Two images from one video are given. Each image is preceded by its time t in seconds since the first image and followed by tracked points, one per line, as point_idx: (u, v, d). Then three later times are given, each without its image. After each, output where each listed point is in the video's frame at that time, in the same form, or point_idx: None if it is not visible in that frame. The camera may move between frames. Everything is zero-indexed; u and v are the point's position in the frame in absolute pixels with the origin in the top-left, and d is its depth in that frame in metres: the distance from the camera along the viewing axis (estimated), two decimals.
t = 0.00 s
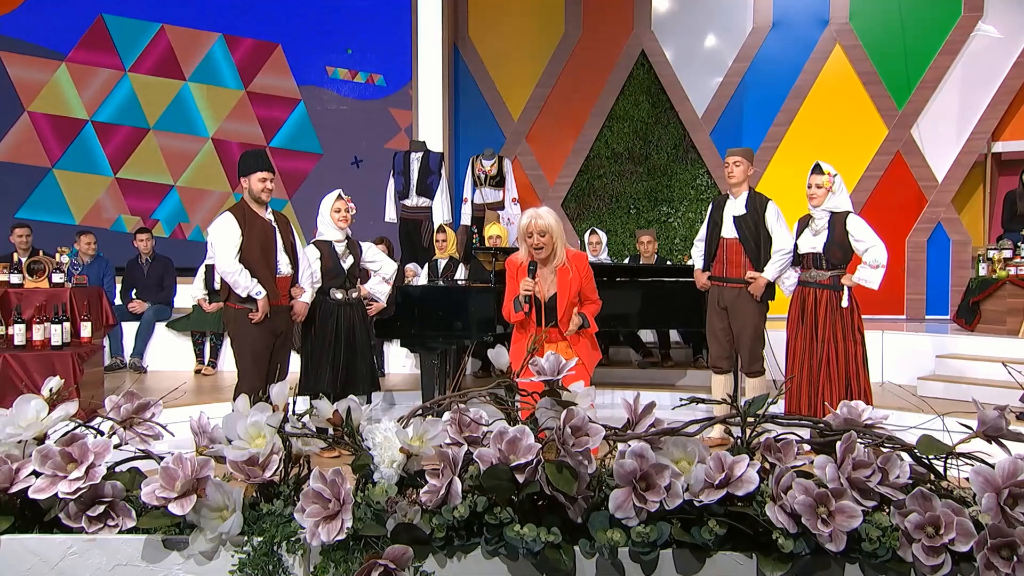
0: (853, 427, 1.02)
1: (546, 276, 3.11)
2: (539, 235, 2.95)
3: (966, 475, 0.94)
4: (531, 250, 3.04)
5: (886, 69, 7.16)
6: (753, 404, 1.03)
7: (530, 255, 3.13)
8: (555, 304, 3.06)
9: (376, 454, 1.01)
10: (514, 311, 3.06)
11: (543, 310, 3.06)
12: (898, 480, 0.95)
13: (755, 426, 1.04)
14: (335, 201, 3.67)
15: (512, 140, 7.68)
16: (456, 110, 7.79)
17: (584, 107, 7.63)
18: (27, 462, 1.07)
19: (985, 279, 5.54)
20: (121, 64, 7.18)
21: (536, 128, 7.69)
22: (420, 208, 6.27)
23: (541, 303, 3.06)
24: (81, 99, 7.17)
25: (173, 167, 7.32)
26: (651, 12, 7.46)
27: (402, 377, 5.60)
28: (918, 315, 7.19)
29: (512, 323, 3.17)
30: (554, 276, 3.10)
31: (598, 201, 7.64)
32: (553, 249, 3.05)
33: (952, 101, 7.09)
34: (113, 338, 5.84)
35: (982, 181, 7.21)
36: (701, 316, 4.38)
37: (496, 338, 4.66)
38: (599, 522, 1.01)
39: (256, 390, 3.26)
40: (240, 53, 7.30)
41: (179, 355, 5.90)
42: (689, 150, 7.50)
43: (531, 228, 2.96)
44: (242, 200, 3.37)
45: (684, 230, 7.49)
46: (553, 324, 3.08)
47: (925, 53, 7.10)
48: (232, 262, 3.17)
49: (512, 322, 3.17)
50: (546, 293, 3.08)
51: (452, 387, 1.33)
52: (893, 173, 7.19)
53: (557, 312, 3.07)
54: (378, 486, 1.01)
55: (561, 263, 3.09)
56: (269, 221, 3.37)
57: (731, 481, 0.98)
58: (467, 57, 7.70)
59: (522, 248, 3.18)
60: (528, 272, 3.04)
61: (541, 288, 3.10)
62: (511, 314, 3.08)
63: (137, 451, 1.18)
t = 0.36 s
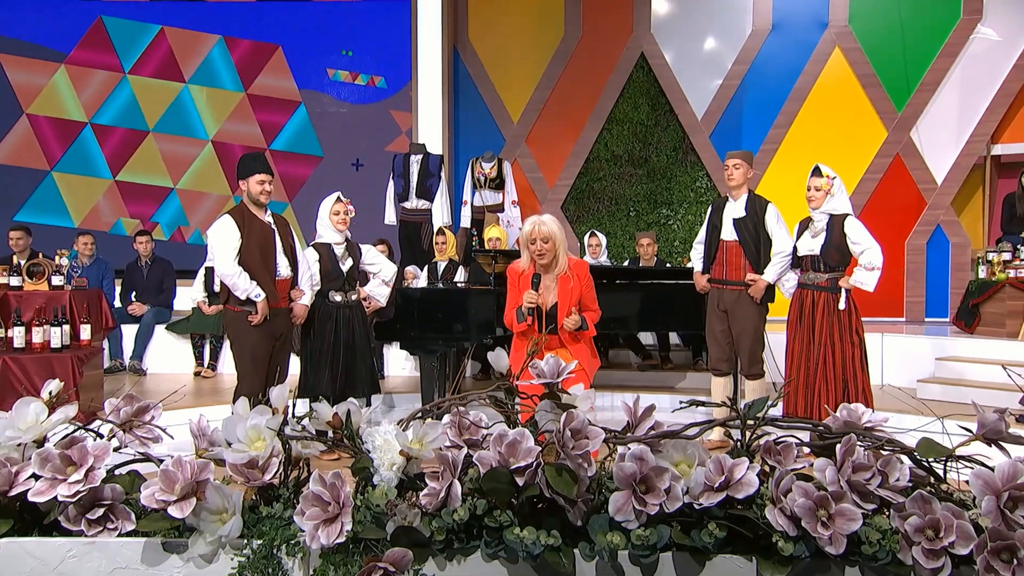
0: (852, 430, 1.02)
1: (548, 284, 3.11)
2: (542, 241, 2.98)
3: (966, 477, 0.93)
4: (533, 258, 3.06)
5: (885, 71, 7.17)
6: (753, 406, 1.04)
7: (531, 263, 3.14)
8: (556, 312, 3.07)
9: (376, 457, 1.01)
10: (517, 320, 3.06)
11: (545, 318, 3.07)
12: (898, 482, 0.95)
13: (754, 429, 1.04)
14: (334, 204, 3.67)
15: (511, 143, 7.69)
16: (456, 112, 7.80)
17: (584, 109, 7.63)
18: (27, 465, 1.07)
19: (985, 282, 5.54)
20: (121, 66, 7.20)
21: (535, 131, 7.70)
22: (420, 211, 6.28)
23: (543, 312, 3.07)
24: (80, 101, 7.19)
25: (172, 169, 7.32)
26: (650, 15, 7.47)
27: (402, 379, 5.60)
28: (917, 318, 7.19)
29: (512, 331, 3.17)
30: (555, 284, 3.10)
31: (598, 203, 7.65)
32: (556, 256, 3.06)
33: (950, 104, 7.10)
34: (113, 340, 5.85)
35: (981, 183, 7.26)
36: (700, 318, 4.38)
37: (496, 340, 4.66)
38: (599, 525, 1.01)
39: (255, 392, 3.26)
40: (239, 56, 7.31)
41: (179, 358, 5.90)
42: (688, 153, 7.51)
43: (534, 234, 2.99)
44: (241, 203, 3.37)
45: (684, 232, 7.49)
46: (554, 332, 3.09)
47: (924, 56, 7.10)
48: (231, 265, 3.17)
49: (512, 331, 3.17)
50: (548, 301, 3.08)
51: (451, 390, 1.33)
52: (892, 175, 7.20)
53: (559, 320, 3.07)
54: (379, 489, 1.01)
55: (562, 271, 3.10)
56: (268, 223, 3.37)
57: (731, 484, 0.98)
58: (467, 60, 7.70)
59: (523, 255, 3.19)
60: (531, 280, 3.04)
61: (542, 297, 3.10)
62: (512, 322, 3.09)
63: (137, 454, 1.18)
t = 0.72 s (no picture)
0: (849, 430, 1.03)
1: (547, 285, 3.12)
2: (545, 240, 2.99)
3: (962, 477, 0.93)
4: (534, 259, 3.07)
5: (881, 72, 7.18)
6: (750, 407, 1.04)
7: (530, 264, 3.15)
8: (554, 313, 3.08)
9: (373, 457, 1.01)
10: (516, 323, 3.06)
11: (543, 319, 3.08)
12: (894, 482, 0.95)
13: (751, 429, 1.04)
14: (330, 204, 3.67)
15: (508, 143, 7.69)
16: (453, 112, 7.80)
17: (581, 109, 7.63)
18: (23, 466, 1.06)
19: (981, 282, 5.55)
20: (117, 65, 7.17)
21: (532, 131, 7.70)
22: (417, 211, 6.28)
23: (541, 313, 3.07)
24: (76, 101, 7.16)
25: (169, 169, 7.31)
26: (647, 15, 7.47)
27: (399, 379, 5.61)
28: (913, 318, 7.21)
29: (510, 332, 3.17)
30: (553, 285, 3.12)
31: (595, 204, 7.66)
32: (556, 257, 3.09)
33: (947, 104, 7.11)
34: (110, 340, 5.84)
35: (977, 184, 7.28)
36: (698, 318, 4.39)
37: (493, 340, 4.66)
38: (596, 525, 1.01)
39: (253, 393, 3.26)
40: (236, 56, 7.30)
41: (176, 358, 5.89)
42: (685, 153, 7.52)
43: (537, 235, 3.00)
44: (237, 203, 3.36)
45: (681, 233, 7.50)
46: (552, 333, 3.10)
47: (920, 56, 7.11)
48: (227, 265, 3.18)
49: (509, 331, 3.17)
50: (546, 302, 3.09)
51: (448, 390, 1.33)
52: (888, 175, 7.21)
53: (556, 320, 3.08)
54: (375, 489, 1.01)
55: (561, 272, 3.11)
56: (265, 223, 3.36)
57: (728, 484, 0.98)
58: (464, 60, 7.71)
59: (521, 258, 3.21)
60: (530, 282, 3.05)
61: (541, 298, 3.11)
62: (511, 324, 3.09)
63: (133, 455, 1.18)
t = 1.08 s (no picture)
0: (845, 429, 1.03)
1: (542, 282, 3.12)
2: (543, 236, 3.01)
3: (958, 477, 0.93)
4: (530, 255, 3.08)
5: (877, 72, 7.19)
6: (746, 406, 1.04)
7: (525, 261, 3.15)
8: (550, 310, 3.07)
9: (369, 457, 1.01)
10: (512, 320, 3.04)
11: (539, 317, 3.08)
12: (890, 482, 0.95)
13: (747, 429, 1.04)
14: (327, 204, 3.68)
15: (504, 143, 7.69)
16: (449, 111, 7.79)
17: (577, 109, 7.63)
18: (17, 466, 1.06)
19: (976, 282, 5.57)
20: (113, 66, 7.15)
21: (528, 131, 7.70)
22: (413, 211, 6.27)
23: (537, 311, 3.07)
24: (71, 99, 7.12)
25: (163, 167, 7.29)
26: (643, 16, 7.47)
27: (395, 379, 5.60)
28: (909, 317, 7.22)
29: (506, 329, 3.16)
30: (549, 282, 3.11)
31: (591, 204, 7.66)
32: (552, 254, 3.10)
33: (942, 104, 7.12)
34: (105, 341, 5.82)
35: (972, 184, 7.30)
36: (694, 318, 4.40)
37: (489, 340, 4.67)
38: (592, 524, 1.01)
39: (248, 393, 3.26)
40: (231, 56, 7.28)
41: (171, 358, 5.88)
42: (681, 153, 7.53)
43: (535, 231, 3.01)
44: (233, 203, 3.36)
45: (677, 232, 7.50)
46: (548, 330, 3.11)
47: (916, 57, 7.13)
48: (223, 265, 3.17)
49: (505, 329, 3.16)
50: (542, 300, 3.09)
51: (442, 390, 1.33)
52: (884, 175, 7.23)
53: (553, 317, 3.07)
54: (371, 489, 1.01)
55: (557, 269, 3.11)
56: (261, 223, 3.36)
57: (724, 483, 0.98)
58: (460, 60, 7.70)
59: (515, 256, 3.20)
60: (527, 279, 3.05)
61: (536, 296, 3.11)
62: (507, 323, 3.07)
63: (128, 455, 1.18)
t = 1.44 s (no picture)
0: (841, 429, 1.03)
1: (539, 277, 3.13)
2: (538, 227, 3.03)
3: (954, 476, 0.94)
4: (525, 246, 3.10)
5: (873, 72, 7.20)
6: (742, 406, 1.04)
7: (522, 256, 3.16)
8: (546, 305, 3.06)
9: (365, 456, 1.01)
10: (508, 313, 3.05)
11: (535, 311, 3.08)
12: (886, 481, 0.95)
13: (743, 429, 1.04)
14: (323, 203, 3.66)
15: (501, 143, 7.68)
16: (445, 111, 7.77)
17: (574, 109, 7.64)
18: (13, 467, 1.06)
19: (972, 282, 5.58)
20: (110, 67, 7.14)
21: (525, 131, 7.70)
22: (409, 211, 6.27)
23: (533, 306, 3.07)
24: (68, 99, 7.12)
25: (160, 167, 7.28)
26: (640, 15, 7.48)
27: (392, 379, 5.60)
28: (905, 317, 7.23)
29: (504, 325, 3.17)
30: (545, 276, 3.12)
31: (588, 204, 7.66)
32: (548, 248, 3.11)
33: (939, 104, 7.14)
34: (101, 341, 5.81)
35: (969, 184, 7.32)
36: (690, 318, 4.40)
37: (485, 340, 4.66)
38: (589, 524, 1.00)
39: (245, 392, 3.26)
40: (227, 57, 7.26)
41: (168, 358, 5.87)
42: (678, 153, 7.53)
43: (529, 223, 3.04)
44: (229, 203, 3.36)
45: (674, 232, 7.51)
46: (544, 325, 3.10)
47: (912, 57, 7.14)
48: (219, 265, 3.17)
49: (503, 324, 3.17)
50: (538, 294, 3.09)
51: (439, 390, 1.33)
52: (881, 175, 7.24)
53: (549, 312, 3.07)
54: (368, 489, 1.01)
55: (553, 264, 3.12)
56: (258, 224, 3.36)
57: (720, 483, 0.98)
58: (457, 60, 7.68)
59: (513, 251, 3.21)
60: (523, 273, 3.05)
61: (533, 290, 3.11)
62: (503, 317, 3.07)
63: (124, 455, 1.17)
